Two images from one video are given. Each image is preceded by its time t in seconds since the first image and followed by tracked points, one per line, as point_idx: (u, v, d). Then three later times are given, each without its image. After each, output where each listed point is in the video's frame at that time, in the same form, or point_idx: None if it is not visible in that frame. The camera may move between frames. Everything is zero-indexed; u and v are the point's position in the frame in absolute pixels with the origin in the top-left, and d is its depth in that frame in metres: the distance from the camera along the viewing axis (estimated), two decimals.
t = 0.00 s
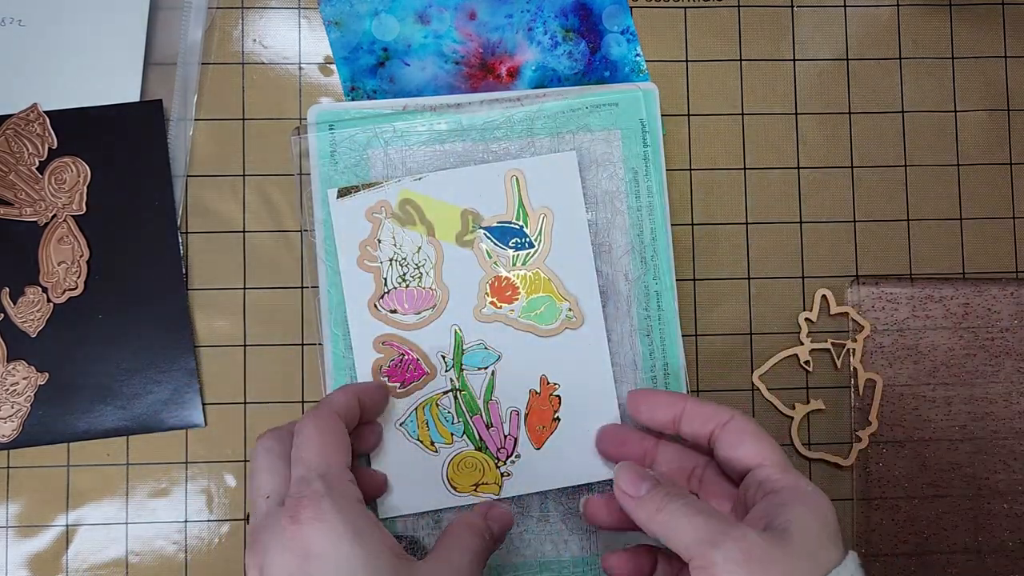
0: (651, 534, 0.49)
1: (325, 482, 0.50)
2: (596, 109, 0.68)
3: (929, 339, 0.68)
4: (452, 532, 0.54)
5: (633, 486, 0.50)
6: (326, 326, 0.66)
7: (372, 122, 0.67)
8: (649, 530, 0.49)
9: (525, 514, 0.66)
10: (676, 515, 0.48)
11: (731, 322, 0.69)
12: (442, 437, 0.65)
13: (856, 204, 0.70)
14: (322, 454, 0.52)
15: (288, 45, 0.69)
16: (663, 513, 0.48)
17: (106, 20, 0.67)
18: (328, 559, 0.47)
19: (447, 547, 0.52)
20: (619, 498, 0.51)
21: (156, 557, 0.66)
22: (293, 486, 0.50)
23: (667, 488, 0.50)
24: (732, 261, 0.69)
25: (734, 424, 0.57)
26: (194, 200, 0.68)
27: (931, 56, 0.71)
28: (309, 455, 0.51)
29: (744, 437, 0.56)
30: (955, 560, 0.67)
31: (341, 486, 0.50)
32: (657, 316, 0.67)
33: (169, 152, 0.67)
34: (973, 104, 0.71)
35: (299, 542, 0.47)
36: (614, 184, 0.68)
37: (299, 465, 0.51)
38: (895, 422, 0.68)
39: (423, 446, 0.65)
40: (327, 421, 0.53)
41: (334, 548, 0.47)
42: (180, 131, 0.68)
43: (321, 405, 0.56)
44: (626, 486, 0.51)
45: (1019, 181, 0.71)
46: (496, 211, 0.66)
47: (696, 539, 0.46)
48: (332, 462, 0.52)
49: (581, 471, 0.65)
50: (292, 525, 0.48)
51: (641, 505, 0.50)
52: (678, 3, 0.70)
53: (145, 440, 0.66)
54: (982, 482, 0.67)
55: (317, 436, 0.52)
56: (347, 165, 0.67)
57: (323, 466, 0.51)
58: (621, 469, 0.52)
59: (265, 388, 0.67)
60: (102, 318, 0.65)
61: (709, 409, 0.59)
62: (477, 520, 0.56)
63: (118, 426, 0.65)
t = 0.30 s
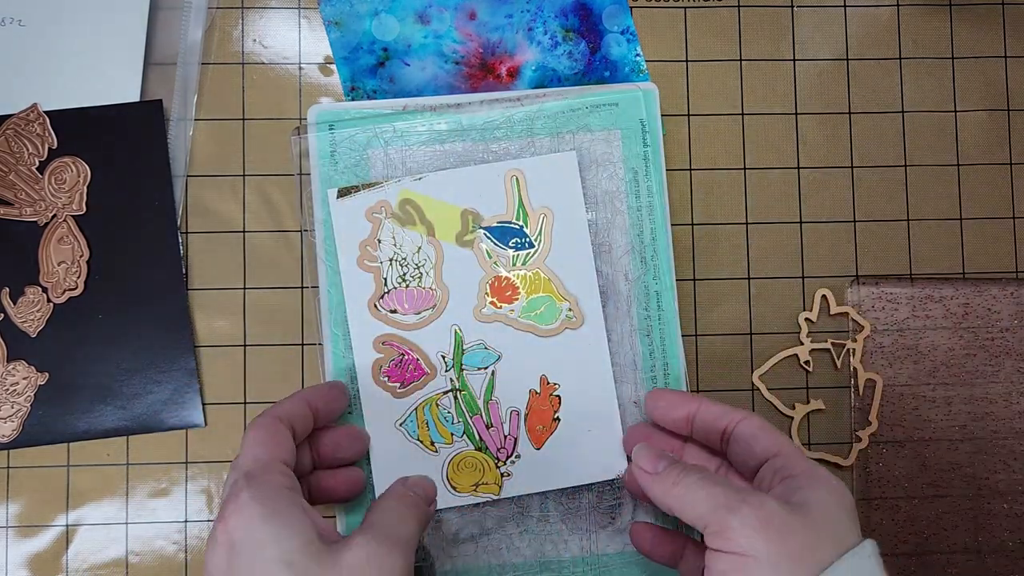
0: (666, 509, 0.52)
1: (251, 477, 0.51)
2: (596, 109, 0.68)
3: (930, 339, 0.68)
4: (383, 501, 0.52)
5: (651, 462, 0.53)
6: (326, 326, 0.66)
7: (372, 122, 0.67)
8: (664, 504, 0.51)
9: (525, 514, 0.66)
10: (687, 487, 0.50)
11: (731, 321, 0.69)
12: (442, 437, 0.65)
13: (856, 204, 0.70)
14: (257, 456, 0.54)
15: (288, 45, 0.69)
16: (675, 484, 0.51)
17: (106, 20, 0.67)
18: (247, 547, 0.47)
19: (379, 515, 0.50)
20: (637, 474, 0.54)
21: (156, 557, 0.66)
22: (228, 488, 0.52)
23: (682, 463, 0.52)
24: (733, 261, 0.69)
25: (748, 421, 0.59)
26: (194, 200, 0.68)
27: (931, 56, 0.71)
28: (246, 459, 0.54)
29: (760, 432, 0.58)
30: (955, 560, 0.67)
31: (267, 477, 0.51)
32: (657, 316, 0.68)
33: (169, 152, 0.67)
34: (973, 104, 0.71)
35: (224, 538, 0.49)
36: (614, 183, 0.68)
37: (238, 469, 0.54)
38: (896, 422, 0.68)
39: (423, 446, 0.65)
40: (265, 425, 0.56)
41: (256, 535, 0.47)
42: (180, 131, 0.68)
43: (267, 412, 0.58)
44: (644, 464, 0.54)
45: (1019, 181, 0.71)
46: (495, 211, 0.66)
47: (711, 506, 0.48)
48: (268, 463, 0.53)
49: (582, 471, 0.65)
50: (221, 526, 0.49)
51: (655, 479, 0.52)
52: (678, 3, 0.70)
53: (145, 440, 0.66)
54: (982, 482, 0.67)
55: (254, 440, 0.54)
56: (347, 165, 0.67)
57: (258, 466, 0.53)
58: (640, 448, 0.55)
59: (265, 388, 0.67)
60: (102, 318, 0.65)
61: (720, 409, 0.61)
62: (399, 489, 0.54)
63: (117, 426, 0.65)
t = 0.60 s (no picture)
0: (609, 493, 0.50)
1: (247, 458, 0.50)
2: (596, 110, 0.68)
3: (930, 339, 0.68)
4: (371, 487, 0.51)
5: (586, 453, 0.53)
6: (325, 327, 0.66)
7: (371, 122, 0.67)
8: (606, 489, 0.50)
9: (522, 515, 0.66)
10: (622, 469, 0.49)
11: (731, 321, 0.69)
12: (436, 437, 0.65)
13: (856, 204, 0.70)
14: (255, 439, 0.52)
15: (288, 45, 0.69)
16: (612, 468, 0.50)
17: (106, 20, 0.67)
18: (237, 525, 0.47)
19: (372, 503, 0.50)
20: (574, 465, 0.53)
21: (156, 557, 0.66)
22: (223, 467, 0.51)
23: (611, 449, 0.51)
24: (733, 261, 0.69)
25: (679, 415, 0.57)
26: (194, 200, 0.68)
27: (931, 56, 0.71)
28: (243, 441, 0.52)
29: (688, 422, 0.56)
30: (955, 560, 0.67)
31: (264, 459, 0.50)
32: (657, 317, 0.68)
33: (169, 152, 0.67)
34: (973, 104, 0.71)
35: (212, 514, 0.48)
36: (613, 184, 0.68)
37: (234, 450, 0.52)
38: (896, 422, 0.68)
39: (417, 446, 0.65)
40: (266, 410, 0.54)
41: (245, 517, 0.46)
42: (180, 131, 0.68)
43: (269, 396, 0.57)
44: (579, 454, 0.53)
45: (1019, 181, 0.71)
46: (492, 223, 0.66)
47: (659, 478, 0.47)
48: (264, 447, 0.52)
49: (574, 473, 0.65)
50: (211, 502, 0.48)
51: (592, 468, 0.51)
52: (678, 3, 0.70)
53: (145, 440, 0.66)
54: (982, 483, 0.67)
55: (253, 422, 0.53)
56: (346, 165, 0.67)
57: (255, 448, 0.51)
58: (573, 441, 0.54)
59: (265, 388, 0.67)
60: (102, 318, 0.65)
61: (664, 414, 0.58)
62: (389, 477, 0.53)
63: (118, 426, 0.65)
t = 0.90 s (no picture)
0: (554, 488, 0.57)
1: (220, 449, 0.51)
2: (596, 110, 0.68)
3: (930, 339, 0.68)
4: (328, 479, 0.52)
5: (541, 450, 0.59)
6: (325, 328, 0.66)
7: (371, 123, 0.67)
8: (555, 484, 0.56)
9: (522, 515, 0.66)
10: (571, 474, 0.54)
11: (731, 321, 0.69)
12: (436, 437, 0.64)
13: (856, 204, 0.70)
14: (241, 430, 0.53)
15: (288, 45, 0.69)
16: (563, 469, 0.55)
17: (106, 20, 0.67)
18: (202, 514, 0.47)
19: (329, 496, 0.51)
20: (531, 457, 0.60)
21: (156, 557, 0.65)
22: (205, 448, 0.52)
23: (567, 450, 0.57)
24: (732, 261, 0.69)
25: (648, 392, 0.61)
26: (194, 199, 0.68)
27: (931, 56, 0.71)
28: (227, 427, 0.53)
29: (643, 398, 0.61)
30: (955, 560, 0.67)
31: (235, 447, 0.51)
32: (657, 317, 0.68)
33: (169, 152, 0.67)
34: (973, 104, 0.71)
35: (180, 501, 0.48)
36: (613, 184, 0.68)
37: (219, 433, 0.53)
38: (895, 422, 0.68)
39: (416, 446, 0.64)
40: (259, 397, 0.55)
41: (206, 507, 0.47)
42: (180, 131, 0.68)
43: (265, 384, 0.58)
44: (535, 451, 0.59)
45: (1019, 181, 0.71)
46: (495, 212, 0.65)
47: (594, 490, 0.52)
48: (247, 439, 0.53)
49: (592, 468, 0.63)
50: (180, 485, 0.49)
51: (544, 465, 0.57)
52: (678, 4, 0.70)
53: (145, 440, 0.66)
54: (982, 483, 0.67)
55: (244, 409, 0.54)
56: (346, 165, 0.67)
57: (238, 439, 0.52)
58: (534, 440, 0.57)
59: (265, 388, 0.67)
60: (102, 318, 0.65)
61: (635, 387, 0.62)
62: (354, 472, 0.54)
63: (118, 426, 0.65)
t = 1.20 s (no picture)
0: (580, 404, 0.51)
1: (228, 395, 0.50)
2: (595, 110, 0.68)
3: (930, 339, 0.68)
4: (338, 441, 0.52)
5: (554, 361, 0.51)
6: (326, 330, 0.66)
7: (371, 123, 0.67)
8: (579, 401, 0.51)
9: (523, 516, 0.66)
10: (602, 389, 0.49)
11: (731, 322, 0.69)
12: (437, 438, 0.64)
13: (856, 205, 0.70)
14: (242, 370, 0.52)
15: (288, 45, 0.69)
16: (589, 383, 0.50)
17: (106, 20, 0.67)
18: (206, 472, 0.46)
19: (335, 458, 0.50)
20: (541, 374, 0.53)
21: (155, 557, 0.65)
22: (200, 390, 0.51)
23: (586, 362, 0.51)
24: (732, 261, 0.69)
25: (653, 298, 0.59)
26: (194, 199, 0.68)
27: (931, 56, 0.71)
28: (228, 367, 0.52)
29: (652, 304, 0.59)
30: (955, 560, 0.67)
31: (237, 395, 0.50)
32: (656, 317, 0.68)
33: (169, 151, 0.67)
34: (972, 104, 0.71)
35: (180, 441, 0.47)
36: (614, 184, 0.68)
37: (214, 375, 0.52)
38: (895, 422, 0.68)
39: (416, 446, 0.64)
40: (256, 334, 0.54)
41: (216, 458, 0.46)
42: (180, 131, 0.68)
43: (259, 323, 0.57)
44: (546, 362, 0.51)
45: (1019, 182, 0.71)
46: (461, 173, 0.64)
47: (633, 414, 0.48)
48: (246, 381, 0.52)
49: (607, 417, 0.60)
50: (181, 425, 0.48)
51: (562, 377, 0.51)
52: (678, 4, 0.70)
53: (145, 440, 0.66)
54: (982, 482, 0.68)
55: (241, 347, 0.53)
56: (346, 164, 0.67)
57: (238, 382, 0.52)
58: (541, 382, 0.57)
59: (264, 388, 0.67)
60: (102, 318, 0.65)
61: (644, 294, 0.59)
62: (365, 431, 0.54)
63: (118, 425, 0.65)
